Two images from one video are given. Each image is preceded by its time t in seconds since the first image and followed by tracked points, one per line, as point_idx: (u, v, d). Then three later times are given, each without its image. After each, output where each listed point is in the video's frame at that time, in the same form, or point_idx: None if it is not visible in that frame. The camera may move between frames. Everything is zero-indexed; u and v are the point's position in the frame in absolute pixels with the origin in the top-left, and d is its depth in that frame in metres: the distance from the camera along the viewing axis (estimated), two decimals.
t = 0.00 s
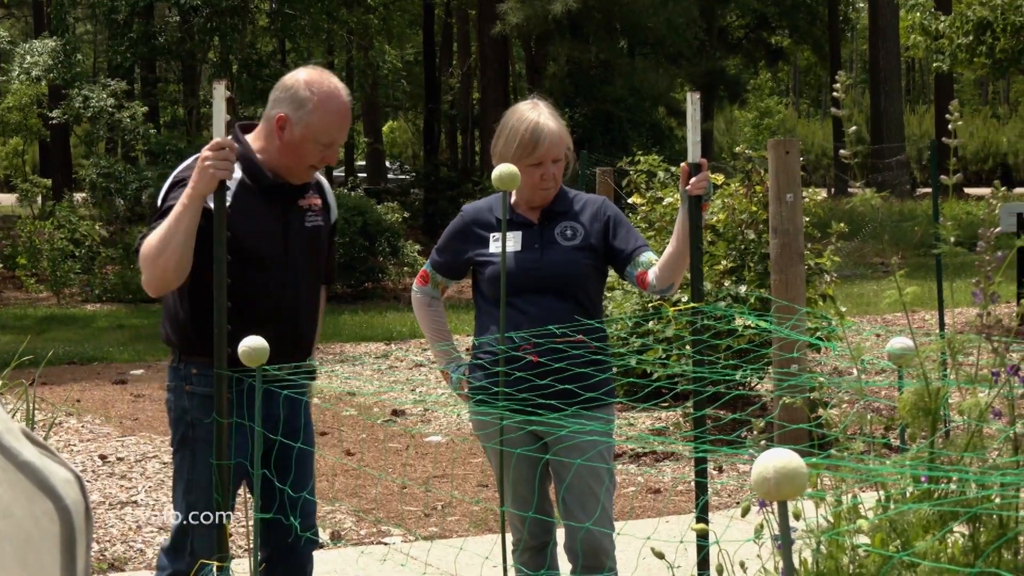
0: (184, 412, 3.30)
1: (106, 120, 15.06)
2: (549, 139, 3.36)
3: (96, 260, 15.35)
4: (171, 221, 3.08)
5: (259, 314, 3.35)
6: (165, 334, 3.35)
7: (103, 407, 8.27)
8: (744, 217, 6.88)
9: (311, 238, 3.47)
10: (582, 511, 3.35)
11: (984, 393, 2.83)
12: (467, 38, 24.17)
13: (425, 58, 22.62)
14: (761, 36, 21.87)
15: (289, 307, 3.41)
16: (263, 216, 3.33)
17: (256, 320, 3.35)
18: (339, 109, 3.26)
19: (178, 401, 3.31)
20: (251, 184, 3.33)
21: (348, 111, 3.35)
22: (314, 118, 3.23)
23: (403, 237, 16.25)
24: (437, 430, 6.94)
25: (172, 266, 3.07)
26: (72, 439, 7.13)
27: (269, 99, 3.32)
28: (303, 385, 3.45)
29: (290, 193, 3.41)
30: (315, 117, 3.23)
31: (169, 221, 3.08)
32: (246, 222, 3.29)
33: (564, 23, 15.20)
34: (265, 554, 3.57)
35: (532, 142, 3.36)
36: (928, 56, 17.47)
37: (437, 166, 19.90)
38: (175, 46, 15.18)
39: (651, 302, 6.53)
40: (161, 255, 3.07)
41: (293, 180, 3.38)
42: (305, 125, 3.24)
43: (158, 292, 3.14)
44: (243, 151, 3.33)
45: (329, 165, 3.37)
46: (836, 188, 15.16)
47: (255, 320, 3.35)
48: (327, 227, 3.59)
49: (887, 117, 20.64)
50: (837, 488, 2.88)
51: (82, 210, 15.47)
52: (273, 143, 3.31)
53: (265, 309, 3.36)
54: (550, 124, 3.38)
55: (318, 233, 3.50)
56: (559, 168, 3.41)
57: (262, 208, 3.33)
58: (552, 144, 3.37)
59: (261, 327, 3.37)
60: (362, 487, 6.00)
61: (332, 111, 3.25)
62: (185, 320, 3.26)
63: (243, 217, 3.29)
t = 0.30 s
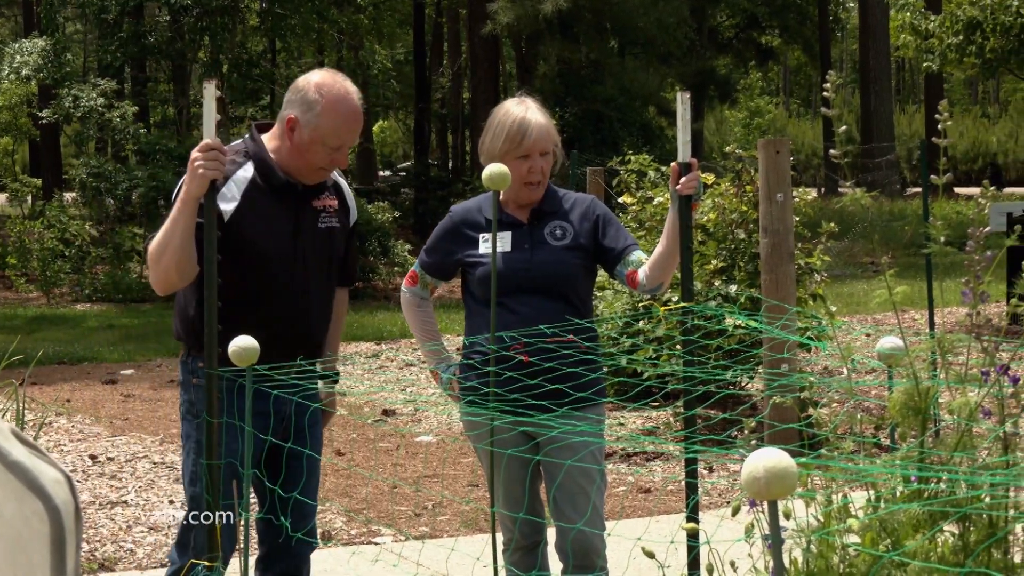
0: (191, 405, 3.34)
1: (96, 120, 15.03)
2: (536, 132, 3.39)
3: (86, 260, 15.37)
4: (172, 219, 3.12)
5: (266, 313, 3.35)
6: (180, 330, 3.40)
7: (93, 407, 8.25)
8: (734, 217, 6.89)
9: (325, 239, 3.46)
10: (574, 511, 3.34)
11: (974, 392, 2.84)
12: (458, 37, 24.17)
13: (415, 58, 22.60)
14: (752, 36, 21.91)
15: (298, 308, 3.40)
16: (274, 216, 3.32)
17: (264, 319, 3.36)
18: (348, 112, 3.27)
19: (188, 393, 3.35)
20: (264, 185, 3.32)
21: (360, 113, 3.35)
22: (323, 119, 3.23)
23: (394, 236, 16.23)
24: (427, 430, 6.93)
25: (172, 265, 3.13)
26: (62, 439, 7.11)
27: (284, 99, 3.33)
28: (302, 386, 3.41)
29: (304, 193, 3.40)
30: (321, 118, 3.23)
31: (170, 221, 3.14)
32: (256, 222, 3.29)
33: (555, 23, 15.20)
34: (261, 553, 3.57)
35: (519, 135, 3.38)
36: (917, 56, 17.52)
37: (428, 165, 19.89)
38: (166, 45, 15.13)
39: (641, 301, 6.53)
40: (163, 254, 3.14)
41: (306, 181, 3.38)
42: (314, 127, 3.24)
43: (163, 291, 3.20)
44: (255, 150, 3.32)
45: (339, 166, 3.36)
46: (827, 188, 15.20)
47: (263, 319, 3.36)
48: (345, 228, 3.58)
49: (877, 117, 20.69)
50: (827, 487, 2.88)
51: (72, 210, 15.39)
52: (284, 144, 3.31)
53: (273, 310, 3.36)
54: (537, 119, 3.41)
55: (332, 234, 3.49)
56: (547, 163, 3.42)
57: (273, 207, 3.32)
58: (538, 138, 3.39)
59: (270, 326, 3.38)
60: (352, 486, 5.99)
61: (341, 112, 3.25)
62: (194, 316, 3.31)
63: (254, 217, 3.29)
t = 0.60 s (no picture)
0: (184, 405, 3.34)
1: (87, 120, 14.98)
2: (521, 133, 3.34)
3: (76, 260, 15.34)
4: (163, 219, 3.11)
5: (259, 312, 3.34)
6: (173, 328, 3.39)
7: (83, 407, 8.23)
8: (725, 217, 6.89)
9: (317, 236, 3.45)
10: (565, 511, 3.34)
11: (965, 392, 2.83)
12: (449, 37, 24.14)
13: (406, 58, 22.57)
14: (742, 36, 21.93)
15: (291, 307, 3.39)
16: (267, 214, 3.31)
17: (257, 318, 3.35)
18: (339, 109, 3.25)
19: (182, 393, 3.34)
20: (255, 181, 3.30)
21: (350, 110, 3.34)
22: (313, 114, 3.22)
23: (385, 237, 16.21)
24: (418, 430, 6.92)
25: (163, 264, 3.12)
26: (53, 439, 7.09)
27: (275, 95, 3.32)
28: (297, 386, 3.41)
29: (296, 191, 3.38)
30: (311, 116, 3.22)
31: (161, 219, 3.12)
32: (249, 220, 3.28)
33: (545, 23, 15.19)
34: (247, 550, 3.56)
35: (503, 136, 3.34)
36: (908, 56, 17.53)
37: (419, 165, 19.87)
38: (157, 45, 15.07)
39: (632, 301, 6.53)
40: (154, 253, 3.12)
41: (296, 179, 3.36)
42: (303, 122, 3.23)
43: (155, 290, 3.19)
44: (248, 148, 3.31)
45: (329, 162, 3.35)
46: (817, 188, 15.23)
47: (256, 318, 3.35)
48: (339, 227, 3.57)
49: (868, 117, 20.72)
50: (818, 487, 2.88)
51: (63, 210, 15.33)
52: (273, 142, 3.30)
53: (266, 308, 3.35)
54: (523, 120, 3.36)
55: (325, 232, 3.48)
56: (532, 164, 3.39)
57: (266, 205, 3.30)
58: (523, 139, 3.35)
59: (263, 325, 3.37)
60: (343, 486, 5.98)
61: (330, 108, 3.23)
62: (187, 315, 3.30)
63: (246, 216, 3.27)
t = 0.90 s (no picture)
0: (175, 406, 3.33)
1: (77, 120, 14.94)
2: (514, 138, 3.30)
3: (67, 260, 15.21)
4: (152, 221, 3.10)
5: (249, 311, 3.33)
6: (163, 330, 3.37)
7: (74, 407, 8.20)
8: (716, 216, 6.90)
9: (304, 233, 3.44)
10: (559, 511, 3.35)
11: (956, 391, 2.83)
12: (440, 37, 24.12)
13: (397, 57, 22.55)
14: (733, 36, 21.95)
15: (280, 305, 3.38)
16: (255, 213, 3.30)
17: (247, 317, 3.34)
18: (321, 104, 3.24)
19: (173, 395, 3.33)
20: (240, 180, 3.29)
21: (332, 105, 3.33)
22: (294, 109, 3.20)
23: (375, 236, 16.18)
24: (409, 430, 6.91)
25: (154, 265, 3.11)
26: (43, 439, 7.07)
27: (257, 92, 3.31)
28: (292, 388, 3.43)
29: (282, 189, 3.38)
30: (295, 114, 3.21)
31: (151, 220, 3.11)
32: (236, 219, 3.27)
33: (536, 22, 15.18)
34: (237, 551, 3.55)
35: (496, 142, 3.29)
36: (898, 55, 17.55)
37: (410, 165, 19.85)
38: (147, 45, 15.04)
39: (623, 300, 6.52)
40: (145, 254, 3.11)
41: (281, 177, 3.35)
42: (285, 118, 3.21)
43: (145, 292, 3.17)
44: (232, 147, 3.31)
45: (312, 158, 3.33)
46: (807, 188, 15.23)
47: (246, 317, 3.34)
48: (325, 224, 3.55)
49: (858, 116, 20.75)
50: (808, 486, 2.87)
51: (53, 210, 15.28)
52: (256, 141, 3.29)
53: (255, 307, 3.34)
54: (518, 123, 3.31)
55: (313, 230, 3.47)
56: (527, 169, 3.35)
57: (253, 204, 3.30)
58: (516, 146, 3.30)
59: (252, 325, 3.36)
60: (334, 486, 5.97)
61: (313, 102, 3.22)
62: (177, 316, 3.29)
63: (234, 214, 3.26)
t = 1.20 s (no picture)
0: (162, 407, 3.31)
1: (66, 120, 14.89)
2: (533, 133, 3.27)
3: (56, 259, 15.09)
4: (138, 222, 3.09)
5: (237, 310, 3.32)
6: (150, 331, 3.36)
7: (63, 407, 8.17)
8: (706, 216, 6.91)
9: (290, 231, 3.43)
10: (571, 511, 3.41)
11: (944, 390, 2.84)
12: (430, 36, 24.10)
13: (386, 57, 22.53)
14: (722, 36, 21.99)
15: (267, 303, 3.37)
16: (241, 212, 3.29)
17: (235, 317, 3.33)
18: (307, 102, 3.23)
19: (160, 396, 3.31)
20: (226, 179, 3.28)
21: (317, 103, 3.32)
22: (280, 109, 3.19)
23: (364, 236, 16.15)
24: (400, 430, 6.90)
25: (142, 266, 3.09)
26: (32, 439, 7.04)
27: (239, 93, 3.29)
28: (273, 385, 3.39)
29: (268, 187, 3.37)
30: (281, 112, 3.20)
31: (139, 221, 3.10)
32: (222, 218, 3.26)
33: (525, 22, 15.19)
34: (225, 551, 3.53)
35: (515, 136, 3.27)
36: (888, 54, 17.59)
37: (400, 164, 19.83)
38: (136, 45, 15.00)
39: (613, 300, 6.52)
40: (133, 254, 3.10)
41: (267, 174, 3.34)
42: (274, 119, 3.21)
43: (133, 292, 3.16)
44: (216, 147, 3.30)
45: (302, 156, 3.33)
46: (797, 188, 15.26)
47: (234, 317, 3.33)
48: (311, 222, 3.54)
49: (848, 116, 20.79)
50: (798, 485, 2.87)
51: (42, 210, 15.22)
52: (242, 140, 3.28)
53: (243, 305, 3.33)
54: (536, 118, 3.29)
55: (299, 227, 3.46)
56: (543, 164, 3.32)
57: (239, 203, 3.29)
58: (534, 139, 3.27)
59: (240, 324, 3.35)
60: (324, 486, 5.96)
61: (300, 101, 3.22)
62: (164, 316, 3.27)
63: (220, 214, 3.25)
